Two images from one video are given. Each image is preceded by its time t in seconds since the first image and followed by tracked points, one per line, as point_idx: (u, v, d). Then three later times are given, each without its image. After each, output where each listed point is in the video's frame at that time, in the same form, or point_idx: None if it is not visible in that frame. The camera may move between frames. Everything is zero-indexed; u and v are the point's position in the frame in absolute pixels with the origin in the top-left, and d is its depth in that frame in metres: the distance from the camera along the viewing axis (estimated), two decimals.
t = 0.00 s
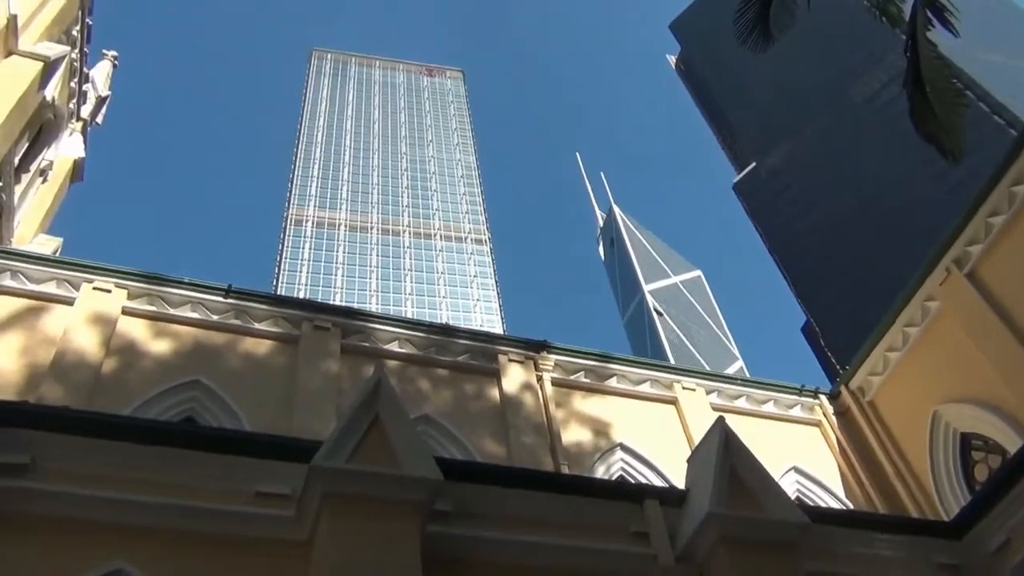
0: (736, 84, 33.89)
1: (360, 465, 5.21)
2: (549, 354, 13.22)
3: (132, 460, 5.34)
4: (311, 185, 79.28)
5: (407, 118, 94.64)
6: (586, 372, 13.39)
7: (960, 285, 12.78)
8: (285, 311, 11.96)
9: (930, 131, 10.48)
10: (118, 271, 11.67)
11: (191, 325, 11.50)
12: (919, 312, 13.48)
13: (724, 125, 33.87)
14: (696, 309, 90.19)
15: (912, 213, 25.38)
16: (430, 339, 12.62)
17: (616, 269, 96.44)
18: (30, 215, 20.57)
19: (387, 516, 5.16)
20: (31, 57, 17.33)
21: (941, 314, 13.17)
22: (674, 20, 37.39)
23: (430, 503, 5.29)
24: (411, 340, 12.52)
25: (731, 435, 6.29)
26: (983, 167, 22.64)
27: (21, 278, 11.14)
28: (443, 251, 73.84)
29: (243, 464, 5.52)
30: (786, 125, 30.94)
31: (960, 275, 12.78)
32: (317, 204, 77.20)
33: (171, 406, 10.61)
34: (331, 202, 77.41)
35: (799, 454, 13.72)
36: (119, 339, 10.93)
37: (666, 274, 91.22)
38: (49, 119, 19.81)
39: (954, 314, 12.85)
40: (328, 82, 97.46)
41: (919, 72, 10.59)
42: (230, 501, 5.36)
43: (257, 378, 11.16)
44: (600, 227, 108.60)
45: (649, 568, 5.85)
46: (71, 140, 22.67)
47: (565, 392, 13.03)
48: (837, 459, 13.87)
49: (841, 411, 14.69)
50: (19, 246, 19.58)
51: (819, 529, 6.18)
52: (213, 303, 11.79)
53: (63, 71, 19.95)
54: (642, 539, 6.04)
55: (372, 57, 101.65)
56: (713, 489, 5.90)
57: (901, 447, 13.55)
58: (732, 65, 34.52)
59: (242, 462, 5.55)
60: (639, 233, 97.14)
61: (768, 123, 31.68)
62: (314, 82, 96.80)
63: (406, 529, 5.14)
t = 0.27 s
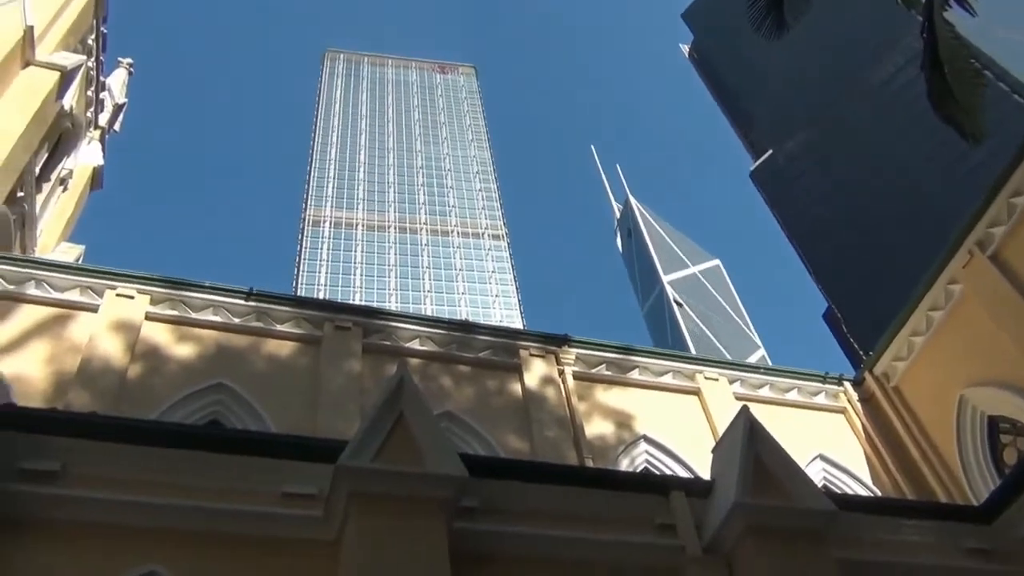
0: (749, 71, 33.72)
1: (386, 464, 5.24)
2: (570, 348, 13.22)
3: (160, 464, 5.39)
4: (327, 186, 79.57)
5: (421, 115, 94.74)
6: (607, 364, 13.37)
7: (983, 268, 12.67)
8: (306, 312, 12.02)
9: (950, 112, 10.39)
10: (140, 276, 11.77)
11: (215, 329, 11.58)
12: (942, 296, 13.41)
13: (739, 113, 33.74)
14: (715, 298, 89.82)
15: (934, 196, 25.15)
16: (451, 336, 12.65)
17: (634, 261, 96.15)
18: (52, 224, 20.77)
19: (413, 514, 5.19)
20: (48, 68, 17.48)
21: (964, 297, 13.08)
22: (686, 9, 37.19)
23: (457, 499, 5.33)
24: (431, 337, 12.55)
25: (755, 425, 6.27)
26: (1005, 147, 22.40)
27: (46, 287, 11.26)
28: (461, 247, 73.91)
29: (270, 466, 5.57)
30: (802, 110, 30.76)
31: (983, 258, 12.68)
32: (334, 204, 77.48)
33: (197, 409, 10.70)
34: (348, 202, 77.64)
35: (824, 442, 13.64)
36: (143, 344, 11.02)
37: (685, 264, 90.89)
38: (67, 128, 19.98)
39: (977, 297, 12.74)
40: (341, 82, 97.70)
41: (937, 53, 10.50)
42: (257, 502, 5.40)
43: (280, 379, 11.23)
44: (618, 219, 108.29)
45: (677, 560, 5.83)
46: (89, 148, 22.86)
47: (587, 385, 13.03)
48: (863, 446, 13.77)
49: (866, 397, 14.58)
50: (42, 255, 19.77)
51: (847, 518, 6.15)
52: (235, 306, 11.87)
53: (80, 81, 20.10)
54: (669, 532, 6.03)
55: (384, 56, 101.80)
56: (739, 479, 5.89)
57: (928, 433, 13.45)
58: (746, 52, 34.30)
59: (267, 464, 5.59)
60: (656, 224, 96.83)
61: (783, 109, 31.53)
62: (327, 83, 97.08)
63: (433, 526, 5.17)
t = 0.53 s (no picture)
0: (764, 57, 33.52)
1: (414, 463, 5.26)
2: (593, 342, 13.21)
3: (190, 470, 5.44)
4: (345, 189, 79.89)
5: (435, 115, 94.89)
6: (631, 357, 13.35)
7: (1009, 247, 12.55)
8: (328, 315, 12.09)
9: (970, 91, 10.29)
10: (164, 285, 11.87)
11: (239, 335, 11.66)
12: (968, 277, 13.31)
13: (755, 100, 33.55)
14: (737, 287, 89.38)
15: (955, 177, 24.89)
16: (473, 334, 12.68)
17: (653, 253, 95.84)
18: (76, 236, 20.99)
19: (443, 512, 5.21)
20: (67, 82, 17.65)
21: (990, 278, 12.97)
22: None
23: (486, 496, 5.35)
24: (454, 336, 12.58)
25: (783, 413, 6.24)
26: None
27: (72, 298, 11.39)
28: (480, 245, 73.99)
29: (299, 469, 5.61)
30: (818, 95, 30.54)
31: (1008, 237, 12.56)
32: (352, 207, 77.81)
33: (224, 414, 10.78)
34: (366, 204, 77.93)
35: (852, 428, 13.54)
36: (169, 352, 11.12)
37: (705, 254, 90.51)
38: (87, 141, 20.17)
39: (1004, 277, 12.62)
40: (355, 85, 98.03)
41: (956, 31, 10.40)
42: (287, 504, 5.44)
43: (306, 382, 11.30)
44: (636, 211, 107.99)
45: (708, 551, 5.81)
46: (109, 159, 23.08)
47: (611, 378, 13.01)
48: (892, 431, 13.65)
49: (893, 382, 14.48)
50: (67, 267, 19.98)
51: (878, 504, 6.11)
52: (258, 311, 11.95)
53: (98, 93, 20.29)
54: (699, 523, 6.01)
55: (397, 57, 102.02)
56: (767, 468, 5.86)
57: (958, 416, 13.32)
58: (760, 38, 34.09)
59: (294, 466, 5.62)
60: (674, 215, 96.48)
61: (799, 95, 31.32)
62: (341, 86, 97.44)
63: (463, 523, 5.20)
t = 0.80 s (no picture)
0: (774, 43, 33.33)
1: (440, 462, 5.28)
2: (613, 335, 13.20)
3: (217, 475, 5.48)
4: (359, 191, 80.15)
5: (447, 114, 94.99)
6: (651, 349, 13.33)
7: None
8: (348, 317, 12.14)
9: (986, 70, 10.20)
10: (185, 293, 11.96)
11: (261, 340, 11.73)
12: (989, 258, 13.17)
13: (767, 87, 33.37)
14: (755, 276, 88.97)
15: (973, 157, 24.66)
16: (492, 331, 12.69)
17: (670, 244, 95.53)
18: (96, 247, 21.17)
19: (470, 510, 5.23)
20: (81, 95, 17.78)
21: (1012, 258, 12.83)
22: None
23: (512, 493, 5.36)
24: (474, 334, 12.61)
25: (806, 401, 6.21)
26: None
27: (95, 309, 11.49)
28: (496, 242, 74.03)
29: (325, 471, 5.65)
30: (831, 80, 30.34)
31: None
32: (367, 209, 78.09)
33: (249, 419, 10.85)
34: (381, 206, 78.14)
35: (876, 413, 13.47)
36: (192, 359, 11.20)
37: (721, 244, 90.14)
38: (103, 153, 20.33)
39: None
40: (366, 87, 98.31)
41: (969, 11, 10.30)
42: (314, 507, 5.47)
43: (329, 385, 11.35)
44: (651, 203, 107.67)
45: (736, 541, 5.79)
46: (126, 170, 23.25)
47: (632, 371, 13.00)
48: (917, 415, 13.59)
49: (917, 366, 14.39)
50: (88, 278, 20.14)
51: (907, 489, 6.07)
52: (279, 316, 12.01)
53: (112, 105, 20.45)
54: (726, 513, 6.00)
55: (406, 58, 102.19)
56: (793, 456, 5.84)
57: (984, 398, 13.19)
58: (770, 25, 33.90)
59: (320, 469, 5.66)
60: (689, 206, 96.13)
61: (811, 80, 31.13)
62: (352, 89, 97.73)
63: (490, 520, 5.21)
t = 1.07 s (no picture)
0: (783, 33, 33.17)
1: (459, 461, 5.30)
2: (628, 330, 13.18)
3: (238, 478, 5.51)
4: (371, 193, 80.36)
5: (456, 113, 95.05)
6: (667, 343, 13.31)
7: None
8: (363, 318, 12.17)
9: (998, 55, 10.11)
10: (201, 298, 12.02)
11: (277, 343, 11.77)
12: (1006, 245, 13.00)
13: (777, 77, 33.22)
14: (769, 267, 88.64)
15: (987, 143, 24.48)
16: (507, 329, 12.71)
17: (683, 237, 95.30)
18: (111, 255, 21.30)
19: (490, 508, 5.24)
20: (94, 104, 17.91)
21: None
22: None
23: (532, 490, 5.37)
24: (489, 332, 12.62)
25: (824, 392, 6.19)
26: None
27: (112, 316, 11.56)
28: (508, 240, 74.06)
29: (345, 472, 5.67)
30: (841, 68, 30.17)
31: None
32: (379, 210, 78.27)
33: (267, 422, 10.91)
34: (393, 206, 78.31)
35: (895, 402, 13.41)
36: (210, 364, 11.26)
37: (734, 236, 89.84)
38: (116, 161, 20.47)
39: None
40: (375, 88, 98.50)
41: None
42: (335, 508, 5.50)
43: (346, 386, 11.39)
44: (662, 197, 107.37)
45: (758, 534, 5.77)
46: (139, 178, 23.38)
47: (649, 366, 12.97)
48: (936, 403, 13.54)
49: (935, 354, 14.30)
50: (104, 286, 20.28)
51: (929, 478, 6.03)
52: (294, 318, 12.06)
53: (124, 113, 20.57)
54: (747, 506, 5.98)
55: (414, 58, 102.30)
56: (814, 447, 5.82)
57: (1003, 385, 13.02)
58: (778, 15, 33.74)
59: (340, 469, 5.68)
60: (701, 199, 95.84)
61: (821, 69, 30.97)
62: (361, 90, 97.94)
63: (511, 517, 5.22)
